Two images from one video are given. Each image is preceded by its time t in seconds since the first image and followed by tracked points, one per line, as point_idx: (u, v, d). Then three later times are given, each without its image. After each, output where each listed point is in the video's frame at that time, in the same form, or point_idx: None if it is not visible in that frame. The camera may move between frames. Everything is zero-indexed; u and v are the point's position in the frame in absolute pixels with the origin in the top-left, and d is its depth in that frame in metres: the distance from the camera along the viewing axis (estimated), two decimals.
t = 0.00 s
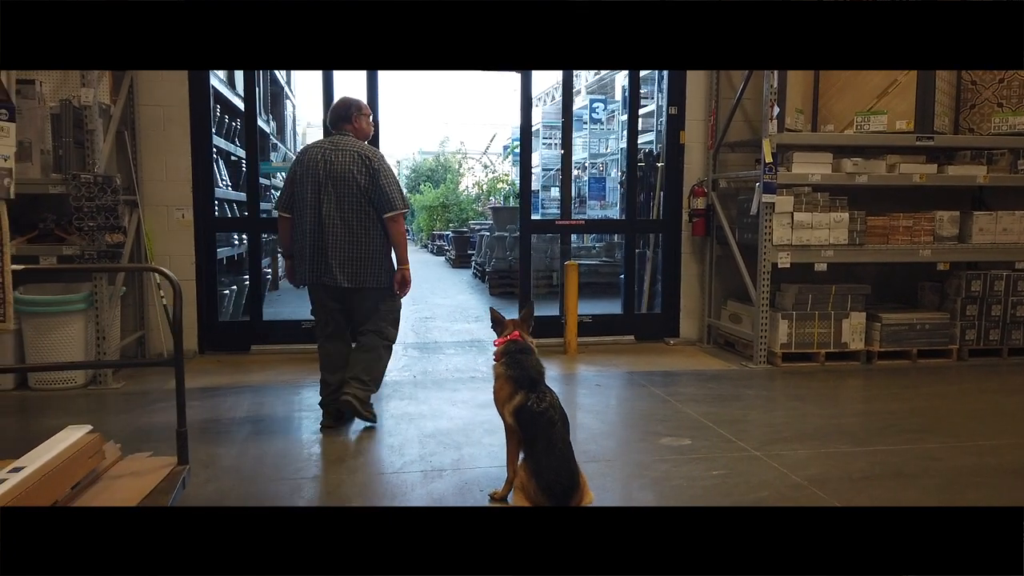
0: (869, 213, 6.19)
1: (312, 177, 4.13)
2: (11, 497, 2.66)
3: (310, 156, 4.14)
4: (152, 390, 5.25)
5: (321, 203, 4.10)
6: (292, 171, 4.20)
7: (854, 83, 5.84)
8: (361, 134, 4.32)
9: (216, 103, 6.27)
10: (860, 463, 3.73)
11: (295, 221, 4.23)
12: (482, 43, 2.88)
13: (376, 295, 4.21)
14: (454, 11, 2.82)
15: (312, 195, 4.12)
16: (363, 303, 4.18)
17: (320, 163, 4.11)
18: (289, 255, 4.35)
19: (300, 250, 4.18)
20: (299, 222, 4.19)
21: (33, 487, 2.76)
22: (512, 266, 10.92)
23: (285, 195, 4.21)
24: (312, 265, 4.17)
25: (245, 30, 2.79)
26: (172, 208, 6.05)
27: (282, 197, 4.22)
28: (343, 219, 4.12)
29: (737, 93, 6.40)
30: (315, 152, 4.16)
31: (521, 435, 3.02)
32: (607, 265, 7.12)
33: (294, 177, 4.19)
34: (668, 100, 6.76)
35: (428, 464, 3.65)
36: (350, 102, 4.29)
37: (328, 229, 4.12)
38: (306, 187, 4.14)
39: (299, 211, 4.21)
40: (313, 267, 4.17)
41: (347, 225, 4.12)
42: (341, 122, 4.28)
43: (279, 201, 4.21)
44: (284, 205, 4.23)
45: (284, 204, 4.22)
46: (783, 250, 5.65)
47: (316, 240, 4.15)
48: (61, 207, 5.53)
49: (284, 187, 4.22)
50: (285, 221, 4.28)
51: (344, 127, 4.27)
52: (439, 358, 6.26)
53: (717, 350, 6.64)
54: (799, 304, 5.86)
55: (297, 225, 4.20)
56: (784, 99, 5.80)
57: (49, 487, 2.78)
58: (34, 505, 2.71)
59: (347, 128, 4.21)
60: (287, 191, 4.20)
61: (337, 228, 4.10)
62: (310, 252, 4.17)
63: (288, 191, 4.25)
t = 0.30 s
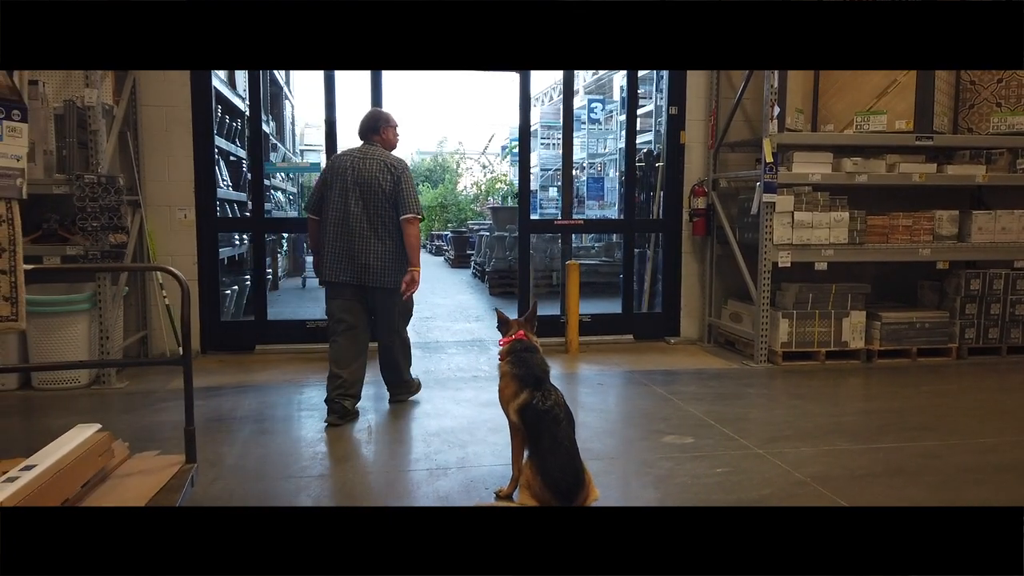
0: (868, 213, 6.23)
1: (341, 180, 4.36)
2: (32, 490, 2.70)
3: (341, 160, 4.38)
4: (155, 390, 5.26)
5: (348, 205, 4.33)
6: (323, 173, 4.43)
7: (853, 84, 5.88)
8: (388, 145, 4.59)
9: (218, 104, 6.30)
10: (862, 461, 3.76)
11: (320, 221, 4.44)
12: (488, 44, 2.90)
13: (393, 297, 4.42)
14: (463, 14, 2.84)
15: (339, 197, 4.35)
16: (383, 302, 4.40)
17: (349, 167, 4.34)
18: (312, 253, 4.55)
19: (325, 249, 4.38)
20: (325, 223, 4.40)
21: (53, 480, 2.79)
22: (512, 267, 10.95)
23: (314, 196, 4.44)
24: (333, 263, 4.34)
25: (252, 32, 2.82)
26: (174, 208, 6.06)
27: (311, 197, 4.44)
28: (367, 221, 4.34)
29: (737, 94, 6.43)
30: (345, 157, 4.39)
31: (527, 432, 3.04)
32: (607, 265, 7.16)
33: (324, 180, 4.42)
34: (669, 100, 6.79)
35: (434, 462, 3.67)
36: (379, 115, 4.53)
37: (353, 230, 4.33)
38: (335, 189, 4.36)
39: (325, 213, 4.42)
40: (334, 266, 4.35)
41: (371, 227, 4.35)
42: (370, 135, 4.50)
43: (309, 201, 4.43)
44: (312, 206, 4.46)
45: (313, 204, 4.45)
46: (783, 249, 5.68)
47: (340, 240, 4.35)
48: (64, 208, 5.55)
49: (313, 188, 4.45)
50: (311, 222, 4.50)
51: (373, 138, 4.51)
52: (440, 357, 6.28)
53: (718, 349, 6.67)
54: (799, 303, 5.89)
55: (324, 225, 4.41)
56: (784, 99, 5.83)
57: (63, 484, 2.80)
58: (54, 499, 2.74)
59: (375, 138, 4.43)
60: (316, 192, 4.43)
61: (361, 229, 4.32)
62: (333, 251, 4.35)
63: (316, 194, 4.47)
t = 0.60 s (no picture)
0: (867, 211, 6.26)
1: (367, 176, 4.70)
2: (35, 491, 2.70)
3: (369, 158, 4.71)
4: (156, 389, 5.26)
5: (375, 203, 4.66)
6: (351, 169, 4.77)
7: (852, 83, 5.90)
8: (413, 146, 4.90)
9: (218, 104, 6.31)
10: (862, 458, 3.78)
11: (348, 216, 4.78)
12: (490, 45, 2.91)
13: (412, 288, 4.75)
14: (465, 14, 2.85)
15: (367, 194, 4.68)
16: (403, 293, 4.73)
17: (377, 167, 4.68)
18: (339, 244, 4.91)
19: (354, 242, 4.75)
20: (353, 218, 4.75)
21: (55, 481, 2.79)
22: (512, 266, 10.95)
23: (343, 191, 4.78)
24: (361, 255, 4.72)
25: (255, 32, 2.82)
26: (174, 208, 6.07)
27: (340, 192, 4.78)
28: (391, 216, 4.68)
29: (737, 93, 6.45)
30: (372, 155, 4.72)
31: (528, 430, 3.05)
32: (606, 265, 7.27)
33: (352, 177, 4.75)
34: (668, 99, 6.80)
35: (435, 461, 3.69)
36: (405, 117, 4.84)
37: (376, 224, 4.68)
38: (363, 186, 4.70)
39: (353, 208, 4.76)
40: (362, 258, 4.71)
41: (395, 222, 4.69)
42: (398, 136, 4.84)
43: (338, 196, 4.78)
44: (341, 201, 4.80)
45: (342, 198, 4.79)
46: (783, 248, 5.70)
47: (368, 234, 4.71)
48: (65, 207, 5.55)
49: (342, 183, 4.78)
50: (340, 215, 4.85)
51: (400, 140, 4.83)
52: (440, 356, 6.28)
53: (717, 348, 6.69)
54: (799, 301, 5.90)
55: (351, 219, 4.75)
56: (784, 98, 5.85)
57: (67, 482, 2.82)
58: (58, 499, 2.74)
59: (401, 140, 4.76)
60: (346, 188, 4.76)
61: (384, 224, 4.66)
62: (361, 244, 4.72)
63: (344, 186, 4.81)
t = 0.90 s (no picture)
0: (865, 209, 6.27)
1: (381, 178, 4.77)
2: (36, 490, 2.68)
3: (380, 160, 4.79)
4: (154, 388, 5.25)
5: (389, 203, 4.72)
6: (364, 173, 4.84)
7: (850, 82, 5.91)
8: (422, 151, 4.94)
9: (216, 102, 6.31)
10: (861, 456, 3.78)
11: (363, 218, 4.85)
12: (490, 43, 2.90)
13: (423, 286, 4.77)
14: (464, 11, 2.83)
15: (381, 195, 4.75)
16: (416, 291, 4.77)
17: (390, 169, 4.75)
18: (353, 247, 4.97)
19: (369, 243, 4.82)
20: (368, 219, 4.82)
21: (55, 479, 2.77)
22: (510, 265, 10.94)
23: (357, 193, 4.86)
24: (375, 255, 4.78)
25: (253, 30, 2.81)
26: (173, 207, 6.06)
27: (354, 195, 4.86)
28: (404, 216, 4.73)
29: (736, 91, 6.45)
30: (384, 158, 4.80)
31: (527, 427, 3.05)
32: (605, 264, 7.17)
33: (366, 180, 4.82)
34: (667, 98, 6.80)
35: (435, 459, 3.69)
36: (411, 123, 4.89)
37: (390, 224, 4.73)
38: (376, 187, 4.77)
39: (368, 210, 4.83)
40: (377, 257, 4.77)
41: (409, 222, 4.73)
42: (405, 142, 4.87)
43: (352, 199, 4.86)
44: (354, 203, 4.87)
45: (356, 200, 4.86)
46: (781, 246, 5.70)
47: (383, 235, 4.76)
48: (63, 206, 5.54)
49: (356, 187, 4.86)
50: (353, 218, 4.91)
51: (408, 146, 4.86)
52: (439, 355, 6.27)
53: (716, 346, 6.69)
54: (797, 299, 5.91)
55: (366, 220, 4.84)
56: (782, 95, 5.85)
57: (68, 480, 2.81)
58: (59, 498, 2.73)
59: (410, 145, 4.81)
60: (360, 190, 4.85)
61: (398, 225, 4.71)
62: (377, 244, 4.78)
63: (358, 189, 4.88)
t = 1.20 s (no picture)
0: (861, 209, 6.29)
1: (387, 181, 4.82)
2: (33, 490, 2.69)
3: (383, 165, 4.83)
4: (151, 389, 5.25)
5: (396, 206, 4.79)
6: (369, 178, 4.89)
7: (846, 82, 5.92)
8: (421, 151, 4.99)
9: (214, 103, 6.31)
10: (857, 455, 3.79)
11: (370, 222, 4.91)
12: (488, 43, 2.91)
13: (433, 282, 4.83)
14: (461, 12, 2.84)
15: (387, 199, 4.81)
16: (426, 288, 4.83)
17: (393, 172, 4.80)
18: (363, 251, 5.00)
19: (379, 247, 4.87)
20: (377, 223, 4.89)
21: (52, 479, 2.78)
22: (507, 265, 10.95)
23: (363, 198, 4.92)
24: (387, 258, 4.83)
25: (250, 31, 2.82)
26: (170, 207, 6.06)
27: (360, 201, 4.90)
28: (411, 218, 4.79)
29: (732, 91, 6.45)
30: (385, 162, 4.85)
31: (524, 428, 3.06)
32: (602, 264, 7.06)
33: (372, 185, 4.89)
34: (663, 99, 6.82)
35: (432, 459, 3.70)
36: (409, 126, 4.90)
37: (398, 226, 4.79)
38: (382, 190, 4.82)
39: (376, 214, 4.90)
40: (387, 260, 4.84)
41: (416, 223, 4.78)
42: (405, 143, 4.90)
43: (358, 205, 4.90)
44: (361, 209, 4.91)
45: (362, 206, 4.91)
46: (778, 246, 5.72)
47: (392, 237, 4.82)
48: (60, 207, 5.53)
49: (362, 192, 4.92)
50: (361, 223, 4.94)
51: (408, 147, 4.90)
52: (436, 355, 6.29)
53: (712, 346, 6.71)
54: (794, 299, 5.92)
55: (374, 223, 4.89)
56: (778, 96, 5.83)
57: (66, 481, 2.81)
58: (55, 499, 2.73)
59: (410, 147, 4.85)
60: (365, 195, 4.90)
61: (405, 226, 4.77)
62: (387, 247, 4.84)
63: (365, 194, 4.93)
